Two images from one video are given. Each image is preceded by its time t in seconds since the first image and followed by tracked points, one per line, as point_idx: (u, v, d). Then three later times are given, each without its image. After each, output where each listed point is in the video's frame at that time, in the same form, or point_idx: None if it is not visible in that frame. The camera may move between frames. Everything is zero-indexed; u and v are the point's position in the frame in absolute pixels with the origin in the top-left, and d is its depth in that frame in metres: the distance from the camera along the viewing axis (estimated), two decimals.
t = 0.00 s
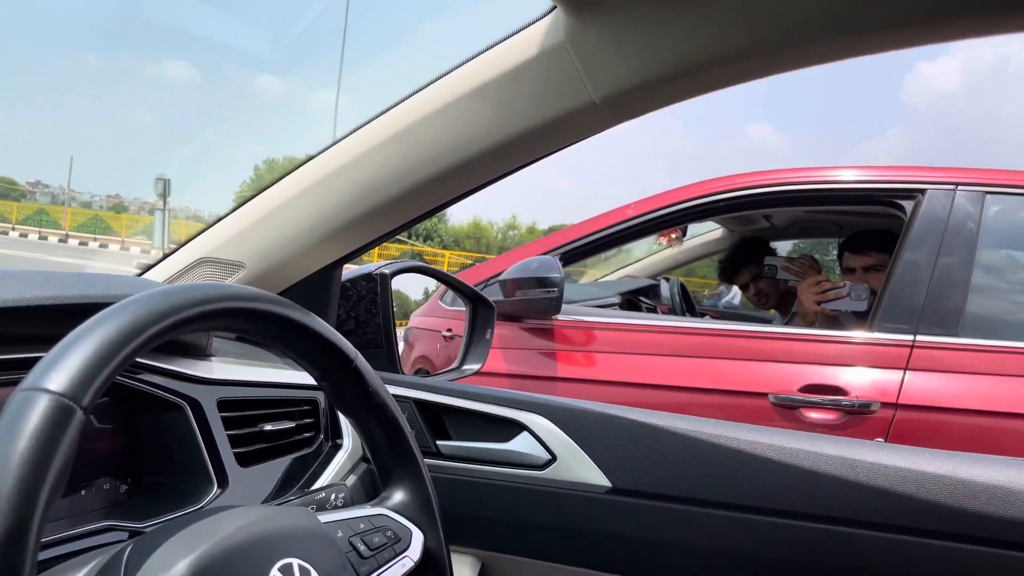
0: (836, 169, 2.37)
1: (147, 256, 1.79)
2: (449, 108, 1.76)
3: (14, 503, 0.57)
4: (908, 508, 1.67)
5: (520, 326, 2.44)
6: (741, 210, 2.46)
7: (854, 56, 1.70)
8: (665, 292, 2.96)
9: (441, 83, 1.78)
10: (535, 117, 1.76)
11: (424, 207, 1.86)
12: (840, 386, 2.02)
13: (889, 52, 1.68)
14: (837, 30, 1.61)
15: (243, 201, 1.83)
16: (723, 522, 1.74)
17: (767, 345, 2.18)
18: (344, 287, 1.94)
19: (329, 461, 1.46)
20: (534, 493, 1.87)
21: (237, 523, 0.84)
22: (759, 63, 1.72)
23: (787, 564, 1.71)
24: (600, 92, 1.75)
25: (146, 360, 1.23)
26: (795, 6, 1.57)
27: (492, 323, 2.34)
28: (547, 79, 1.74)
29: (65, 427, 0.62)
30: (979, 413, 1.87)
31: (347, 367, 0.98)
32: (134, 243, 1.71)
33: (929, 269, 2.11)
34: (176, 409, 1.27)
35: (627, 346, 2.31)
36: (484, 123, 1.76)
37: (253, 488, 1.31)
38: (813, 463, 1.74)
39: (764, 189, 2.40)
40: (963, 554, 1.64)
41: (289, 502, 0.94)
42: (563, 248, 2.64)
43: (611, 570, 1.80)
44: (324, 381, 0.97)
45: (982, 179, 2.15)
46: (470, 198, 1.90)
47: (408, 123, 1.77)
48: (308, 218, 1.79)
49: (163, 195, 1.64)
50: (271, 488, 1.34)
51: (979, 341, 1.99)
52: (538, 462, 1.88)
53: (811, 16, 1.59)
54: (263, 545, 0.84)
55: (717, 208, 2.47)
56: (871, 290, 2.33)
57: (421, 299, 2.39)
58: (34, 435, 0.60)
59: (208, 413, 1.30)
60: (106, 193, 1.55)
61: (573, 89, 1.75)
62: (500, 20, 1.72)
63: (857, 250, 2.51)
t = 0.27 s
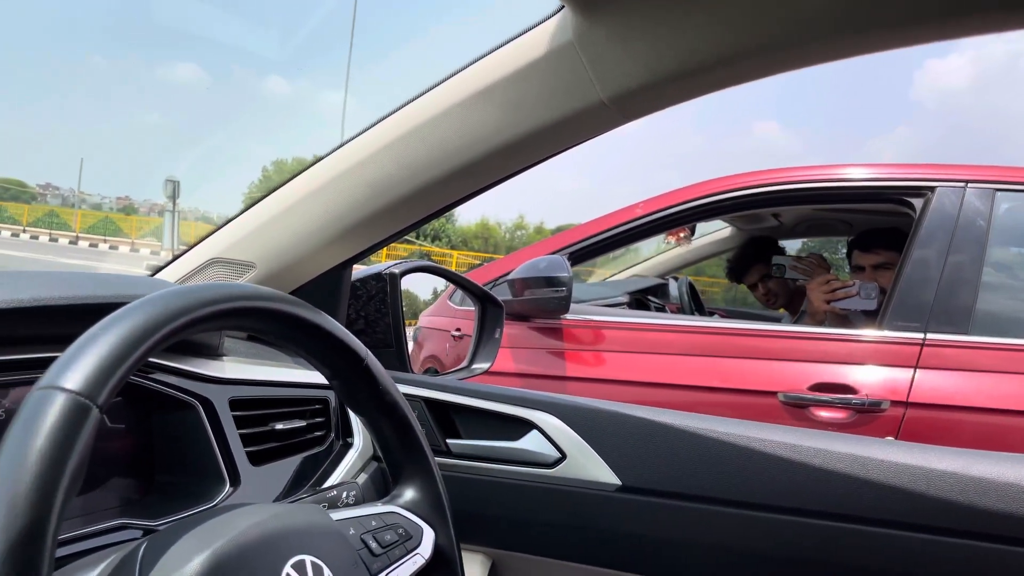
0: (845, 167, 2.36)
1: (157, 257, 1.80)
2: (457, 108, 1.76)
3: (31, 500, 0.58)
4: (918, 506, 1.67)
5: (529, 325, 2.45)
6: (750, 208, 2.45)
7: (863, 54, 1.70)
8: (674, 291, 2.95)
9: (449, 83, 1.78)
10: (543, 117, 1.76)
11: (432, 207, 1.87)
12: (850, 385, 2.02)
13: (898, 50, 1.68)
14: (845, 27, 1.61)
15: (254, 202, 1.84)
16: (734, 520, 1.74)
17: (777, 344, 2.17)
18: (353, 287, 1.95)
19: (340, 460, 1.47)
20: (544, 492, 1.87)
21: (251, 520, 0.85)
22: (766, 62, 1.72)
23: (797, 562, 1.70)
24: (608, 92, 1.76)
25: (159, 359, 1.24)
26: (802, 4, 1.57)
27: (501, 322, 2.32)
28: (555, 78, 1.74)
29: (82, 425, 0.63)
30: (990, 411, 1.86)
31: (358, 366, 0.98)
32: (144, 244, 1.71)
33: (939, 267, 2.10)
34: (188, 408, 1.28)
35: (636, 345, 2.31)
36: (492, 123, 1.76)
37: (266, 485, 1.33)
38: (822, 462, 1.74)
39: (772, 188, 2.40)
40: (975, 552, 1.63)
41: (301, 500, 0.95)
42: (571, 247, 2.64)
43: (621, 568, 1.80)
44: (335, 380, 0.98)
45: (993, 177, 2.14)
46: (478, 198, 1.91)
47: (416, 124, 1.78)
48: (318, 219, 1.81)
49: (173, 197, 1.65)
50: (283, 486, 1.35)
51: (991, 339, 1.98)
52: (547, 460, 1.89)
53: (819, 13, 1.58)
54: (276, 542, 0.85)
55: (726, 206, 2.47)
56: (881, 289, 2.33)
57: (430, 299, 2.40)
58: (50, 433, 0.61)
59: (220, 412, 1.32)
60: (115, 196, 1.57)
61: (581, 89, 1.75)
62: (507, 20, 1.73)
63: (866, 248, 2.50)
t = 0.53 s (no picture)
0: (853, 167, 2.35)
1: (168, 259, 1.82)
2: (465, 111, 1.77)
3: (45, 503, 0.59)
4: (928, 507, 1.67)
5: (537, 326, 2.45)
6: (759, 208, 2.45)
7: (871, 54, 1.69)
8: (682, 292, 2.95)
9: (457, 86, 1.79)
10: (550, 119, 1.77)
11: (440, 209, 1.87)
12: (860, 385, 2.01)
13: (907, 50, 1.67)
14: (853, 28, 1.60)
15: (264, 204, 1.85)
16: (743, 521, 1.74)
17: (785, 344, 2.17)
18: (362, 289, 1.96)
19: (350, 461, 1.48)
20: (553, 492, 1.87)
21: (262, 522, 0.86)
22: (773, 62, 1.71)
23: (806, 562, 1.70)
24: (615, 94, 1.76)
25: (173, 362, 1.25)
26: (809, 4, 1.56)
27: (510, 324, 2.35)
28: (562, 81, 1.75)
29: (95, 427, 0.64)
30: (1001, 412, 1.85)
31: (368, 368, 0.99)
32: (152, 247, 1.73)
33: (949, 267, 2.09)
34: (199, 410, 1.29)
35: (644, 346, 2.31)
36: (499, 126, 1.77)
37: (276, 487, 1.34)
38: (831, 462, 1.74)
39: (780, 187, 2.39)
40: (987, 553, 1.62)
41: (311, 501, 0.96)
42: (579, 248, 2.64)
43: (629, 568, 1.81)
44: (345, 382, 0.99)
45: (1003, 176, 2.12)
46: (485, 200, 1.91)
47: (423, 127, 1.78)
48: (327, 221, 1.81)
49: (181, 199, 1.66)
50: (294, 488, 1.36)
51: (1002, 339, 1.96)
52: (555, 461, 1.89)
53: (827, 14, 1.58)
54: (286, 544, 0.85)
55: (734, 207, 2.46)
56: (891, 289, 2.33)
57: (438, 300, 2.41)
58: (63, 436, 0.62)
59: (231, 413, 1.33)
60: (125, 198, 1.59)
61: (588, 91, 1.75)
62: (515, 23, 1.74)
63: (875, 248, 2.49)
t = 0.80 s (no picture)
0: (861, 168, 2.36)
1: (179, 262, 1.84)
2: (474, 116, 1.79)
3: (69, 502, 0.61)
4: (937, 507, 1.67)
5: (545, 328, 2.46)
6: (766, 209, 2.45)
7: (879, 57, 1.69)
8: (689, 293, 2.96)
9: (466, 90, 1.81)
10: (559, 123, 1.78)
11: (449, 212, 1.89)
12: (868, 386, 2.01)
13: (915, 52, 1.67)
14: (860, 31, 1.61)
15: (273, 207, 1.87)
16: (751, 521, 1.75)
17: (793, 345, 2.17)
18: (371, 291, 1.98)
19: (361, 462, 1.50)
20: (561, 493, 1.88)
21: (277, 522, 0.87)
22: (780, 65, 1.72)
23: (815, 563, 1.70)
24: (623, 97, 1.77)
25: (188, 364, 1.26)
26: (816, 8, 1.57)
27: (518, 325, 2.36)
28: (570, 85, 1.76)
29: (116, 428, 0.65)
30: (1010, 412, 1.85)
31: (379, 369, 1.01)
32: (161, 249, 1.76)
33: (957, 268, 2.09)
34: (212, 411, 1.31)
35: (652, 347, 2.32)
36: (508, 130, 1.78)
37: (289, 487, 1.35)
38: (839, 463, 1.74)
39: (788, 189, 2.40)
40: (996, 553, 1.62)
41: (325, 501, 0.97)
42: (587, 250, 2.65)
43: (637, 569, 1.81)
44: (357, 383, 1.01)
45: (1011, 176, 2.12)
46: (493, 203, 1.93)
47: (432, 131, 1.80)
48: (337, 224, 1.83)
49: (189, 201, 1.68)
50: (306, 488, 1.38)
51: (1011, 339, 1.96)
52: (564, 462, 1.90)
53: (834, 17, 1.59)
54: (301, 543, 0.87)
55: (741, 208, 2.47)
56: (897, 290, 2.32)
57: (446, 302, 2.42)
58: (85, 437, 0.63)
59: (244, 414, 1.34)
60: (133, 201, 1.62)
61: (596, 95, 1.77)
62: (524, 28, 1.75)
63: (882, 249, 2.49)
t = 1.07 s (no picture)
0: (867, 169, 2.35)
1: (186, 266, 1.85)
2: (479, 120, 1.79)
3: (76, 507, 0.61)
4: (944, 511, 1.66)
5: (551, 331, 2.46)
6: (773, 211, 2.44)
7: (886, 60, 1.69)
8: (696, 295, 2.95)
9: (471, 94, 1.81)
10: (564, 127, 1.78)
11: (453, 216, 1.89)
12: (876, 388, 2.00)
13: (922, 55, 1.67)
14: (867, 34, 1.60)
15: (279, 211, 1.87)
16: (759, 524, 1.74)
17: (800, 347, 2.16)
18: (377, 294, 1.98)
19: (367, 465, 1.49)
20: (568, 496, 1.88)
21: (284, 525, 0.87)
22: (785, 69, 1.71)
23: (822, 566, 1.70)
24: (628, 101, 1.77)
25: (196, 369, 1.27)
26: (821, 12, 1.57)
27: (523, 328, 2.37)
28: (575, 89, 1.76)
29: (123, 433, 0.66)
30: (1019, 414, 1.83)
31: (385, 373, 1.01)
32: (169, 252, 1.76)
33: (965, 269, 2.08)
34: (219, 415, 1.31)
35: (658, 350, 2.31)
36: (513, 134, 1.78)
37: (296, 491, 1.36)
38: (847, 466, 1.73)
39: (795, 190, 2.39)
40: (1004, 557, 1.62)
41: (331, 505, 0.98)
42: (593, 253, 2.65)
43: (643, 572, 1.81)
44: (363, 387, 1.01)
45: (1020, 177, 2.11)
46: (499, 207, 1.93)
47: (438, 135, 1.80)
48: (343, 228, 1.84)
49: (197, 205, 1.70)
50: (313, 492, 1.38)
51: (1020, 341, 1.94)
52: (570, 466, 1.90)
53: (840, 19, 1.58)
54: (307, 548, 0.87)
55: (748, 210, 2.46)
56: (905, 292, 2.31)
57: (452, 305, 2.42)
58: (93, 442, 0.63)
59: (251, 419, 1.35)
60: (141, 204, 1.63)
61: (601, 99, 1.77)
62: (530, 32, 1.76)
63: (889, 251, 2.48)
